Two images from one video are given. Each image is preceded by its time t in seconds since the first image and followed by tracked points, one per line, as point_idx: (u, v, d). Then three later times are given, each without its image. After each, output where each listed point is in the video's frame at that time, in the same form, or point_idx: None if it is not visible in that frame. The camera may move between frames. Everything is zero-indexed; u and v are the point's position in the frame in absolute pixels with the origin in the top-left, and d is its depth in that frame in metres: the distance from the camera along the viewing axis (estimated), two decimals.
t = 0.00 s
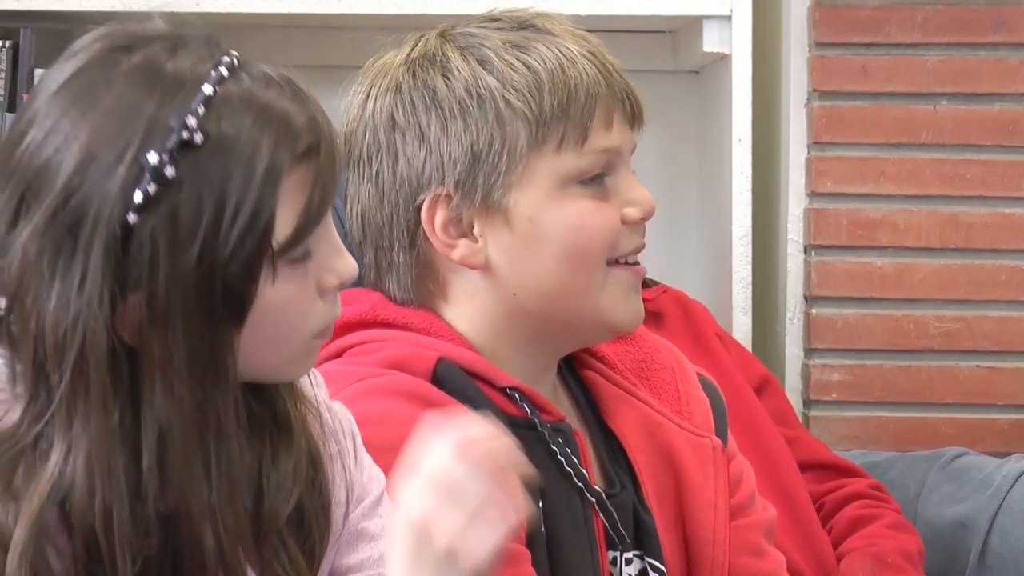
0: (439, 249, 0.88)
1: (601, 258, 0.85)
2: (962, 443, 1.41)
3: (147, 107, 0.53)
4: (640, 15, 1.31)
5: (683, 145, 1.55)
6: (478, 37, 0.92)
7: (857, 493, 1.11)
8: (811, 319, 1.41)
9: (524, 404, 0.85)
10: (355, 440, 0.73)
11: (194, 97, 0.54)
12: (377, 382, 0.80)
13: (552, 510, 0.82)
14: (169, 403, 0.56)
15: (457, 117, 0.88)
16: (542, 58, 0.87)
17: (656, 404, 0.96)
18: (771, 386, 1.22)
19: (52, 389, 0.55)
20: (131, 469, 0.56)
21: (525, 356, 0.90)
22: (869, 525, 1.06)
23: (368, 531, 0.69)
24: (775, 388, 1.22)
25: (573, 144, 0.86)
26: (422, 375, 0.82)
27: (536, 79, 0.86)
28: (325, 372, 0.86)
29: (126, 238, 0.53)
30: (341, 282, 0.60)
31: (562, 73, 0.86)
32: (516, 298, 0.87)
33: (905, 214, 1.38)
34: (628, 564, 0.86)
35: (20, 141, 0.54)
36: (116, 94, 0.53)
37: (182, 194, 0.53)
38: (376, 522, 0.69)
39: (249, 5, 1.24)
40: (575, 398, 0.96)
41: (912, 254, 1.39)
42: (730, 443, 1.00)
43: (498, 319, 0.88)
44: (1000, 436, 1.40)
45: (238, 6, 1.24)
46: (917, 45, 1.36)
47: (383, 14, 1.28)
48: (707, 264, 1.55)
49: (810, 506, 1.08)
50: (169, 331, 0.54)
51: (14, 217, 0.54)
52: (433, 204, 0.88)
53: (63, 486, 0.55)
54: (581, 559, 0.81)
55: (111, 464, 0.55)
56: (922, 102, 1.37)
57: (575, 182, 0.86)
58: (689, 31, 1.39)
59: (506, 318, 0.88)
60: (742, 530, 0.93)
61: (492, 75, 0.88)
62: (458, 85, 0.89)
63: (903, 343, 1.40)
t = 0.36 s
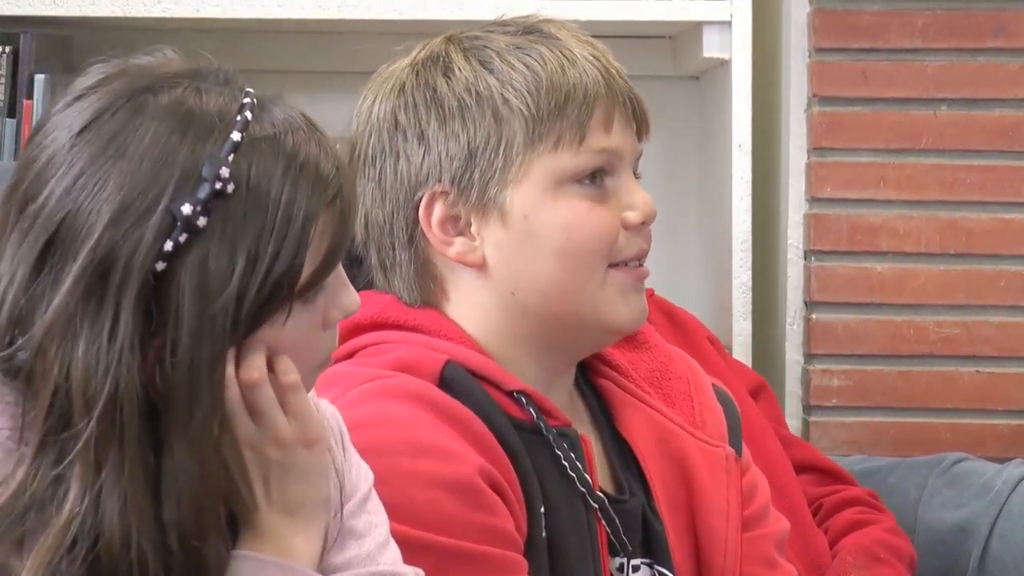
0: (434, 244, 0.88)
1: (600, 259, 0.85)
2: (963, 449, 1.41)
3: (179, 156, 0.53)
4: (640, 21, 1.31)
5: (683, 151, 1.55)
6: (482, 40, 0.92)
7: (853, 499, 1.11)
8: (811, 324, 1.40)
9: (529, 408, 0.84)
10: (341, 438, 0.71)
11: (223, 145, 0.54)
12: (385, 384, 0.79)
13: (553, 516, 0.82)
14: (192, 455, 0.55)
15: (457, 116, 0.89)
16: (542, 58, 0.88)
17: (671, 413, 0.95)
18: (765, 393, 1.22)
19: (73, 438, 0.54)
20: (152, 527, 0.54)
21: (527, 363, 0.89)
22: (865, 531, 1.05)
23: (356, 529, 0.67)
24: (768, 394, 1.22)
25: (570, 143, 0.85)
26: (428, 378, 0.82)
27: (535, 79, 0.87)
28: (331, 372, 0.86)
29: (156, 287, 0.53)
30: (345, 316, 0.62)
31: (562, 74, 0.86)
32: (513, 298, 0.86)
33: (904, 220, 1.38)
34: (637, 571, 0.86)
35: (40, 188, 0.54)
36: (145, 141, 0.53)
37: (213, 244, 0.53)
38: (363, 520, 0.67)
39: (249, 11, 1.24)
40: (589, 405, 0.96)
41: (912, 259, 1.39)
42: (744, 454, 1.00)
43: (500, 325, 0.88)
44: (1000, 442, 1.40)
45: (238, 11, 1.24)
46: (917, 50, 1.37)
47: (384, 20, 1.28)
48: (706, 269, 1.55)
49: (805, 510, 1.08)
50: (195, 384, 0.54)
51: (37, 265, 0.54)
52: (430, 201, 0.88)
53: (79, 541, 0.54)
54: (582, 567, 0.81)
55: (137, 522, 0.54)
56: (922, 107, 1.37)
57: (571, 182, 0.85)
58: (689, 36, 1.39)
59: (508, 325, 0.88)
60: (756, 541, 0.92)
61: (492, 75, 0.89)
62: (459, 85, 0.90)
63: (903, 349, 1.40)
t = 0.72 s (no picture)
0: (453, 247, 0.88)
1: (616, 265, 0.85)
2: (963, 453, 1.41)
3: (169, 160, 0.53)
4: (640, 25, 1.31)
5: (683, 155, 1.55)
6: (502, 45, 0.93)
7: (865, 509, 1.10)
8: (811, 328, 1.40)
9: (528, 407, 0.84)
10: (338, 436, 0.71)
11: (213, 150, 0.54)
12: (380, 382, 0.79)
13: (548, 516, 0.81)
14: (183, 460, 0.54)
15: (478, 120, 0.89)
16: (564, 65, 0.88)
17: (671, 420, 0.95)
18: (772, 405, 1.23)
19: (62, 448, 0.53)
20: (145, 532, 0.54)
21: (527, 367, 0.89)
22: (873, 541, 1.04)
23: (353, 527, 0.66)
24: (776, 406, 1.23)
25: (590, 149, 0.86)
26: (427, 378, 0.82)
27: (557, 84, 0.87)
28: (330, 373, 0.86)
29: (145, 292, 0.52)
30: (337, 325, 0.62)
31: (582, 81, 0.87)
32: (529, 302, 0.86)
33: (904, 224, 1.38)
34: None
35: (30, 194, 0.54)
36: (135, 146, 0.53)
37: (200, 248, 0.53)
38: (360, 517, 0.67)
39: (250, 15, 1.24)
40: (591, 412, 0.96)
41: (912, 263, 1.39)
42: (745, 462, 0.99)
43: (501, 328, 0.88)
44: (1000, 446, 1.40)
45: (239, 15, 1.24)
46: (917, 55, 1.37)
47: (383, 25, 1.28)
48: (705, 273, 1.54)
49: (809, 516, 1.07)
50: (180, 388, 0.53)
51: (28, 271, 0.53)
52: (450, 203, 0.88)
53: (76, 549, 0.54)
54: (579, 565, 0.80)
55: (131, 528, 0.54)
56: (922, 112, 1.37)
57: (592, 188, 0.86)
58: (689, 40, 1.39)
59: (509, 328, 0.87)
60: (754, 549, 0.92)
61: (514, 80, 0.89)
62: (481, 89, 0.90)
63: (903, 353, 1.40)
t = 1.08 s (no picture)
0: (455, 263, 0.87)
1: (617, 266, 0.86)
2: (963, 457, 1.41)
3: (163, 168, 0.53)
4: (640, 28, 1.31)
5: (683, 158, 1.55)
6: (482, 54, 0.91)
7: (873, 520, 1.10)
8: (811, 332, 1.40)
9: (526, 412, 0.84)
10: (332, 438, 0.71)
11: (208, 160, 0.54)
12: (378, 390, 0.79)
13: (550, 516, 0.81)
14: (167, 469, 0.54)
15: (470, 132, 0.87)
16: (550, 70, 0.87)
17: (663, 421, 0.95)
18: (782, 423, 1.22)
19: (52, 453, 0.54)
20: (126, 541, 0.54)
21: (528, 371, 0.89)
22: (882, 551, 1.04)
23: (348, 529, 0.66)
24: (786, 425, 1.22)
25: (583, 155, 0.86)
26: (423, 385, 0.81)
27: (546, 91, 0.86)
28: (326, 385, 0.85)
29: (133, 300, 0.52)
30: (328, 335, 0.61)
31: (571, 86, 0.86)
32: (533, 308, 0.86)
33: (904, 227, 1.38)
34: None
35: (23, 195, 0.54)
36: (129, 152, 0.53)
37: (190, 259, 0.52)
38: (355, 519, 0.66)
39: (250, 19, 1.24)
40: (586, 417, 0.96)
41: (912, 267, 1.39)
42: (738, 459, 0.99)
43: (500, 332, 0.87)
44: (1000, 449, 1.40)
45: (239, 19, 1.24)
46: (917, 58, 1.37)
47: (384, 29, 1.28)
48: (705, 276, 1.54)
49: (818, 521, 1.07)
50: (166, 397, 0.53)
51: (20, 274, 0.53)
52: (449, 219, 0.87)
53: (64, 553, 0.54)
54: (582, 565, 0.80)
55: (116, 534, 0.54)
56: (922, 115, 1.37)
57: (588, 193, 0.86)
58: (689, 44, 1.39)
59: (509, 332, 0.87)
60: (752, 547, 0.92)
61: (501, 88, 0.88)
62: (468, 99, 0.88)
63: (903, 356, 1.40)
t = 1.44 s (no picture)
0: (453, 263, 0.86)
1: (613, 262, 0.86)
2: (962, 460, 1.40)
3: (167, 181, 0.53)
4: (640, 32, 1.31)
5: (683, 162, 1.55)
6: (472, 54, 0.91)
7: (870, 522, 1.10)
8: (811, 335, 1.40)
9: (517, 409, 0.83)
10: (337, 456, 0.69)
11: (210, 173, 0.54)
12: (369, 384, 0.79)
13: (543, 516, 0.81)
14: (173, 483, 0.54)
15: (465, 132, 0.87)
16: (542, 69, 0.87)
17: (655, 424, 0.95)
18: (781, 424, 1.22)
19: (52, 466, 0.54)
20: (128, 553, 0.55)
21: (526, 375, 0.89)
22: (882, 554, 1.03)
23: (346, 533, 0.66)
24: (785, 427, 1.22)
25: (578, 151, 0.86)
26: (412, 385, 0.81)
27: (539, 90, 0.86)
28: (319, 381, 0.84)
29: (135, 313, 0.52)
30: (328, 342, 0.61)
31: (563, 84, 0.87)
32: (530, 307, 0.86)
33: (904, 231, 1.38)
34: None
35: (25, 206, 0.53)
36: (133, 165, 0.53)
37: (193, 273, 0.53)
38: (353, 523, 0.66)
39: (250, 22, 1.24)
40: (579, 420, 0.96)
41: (912, 270, 1.39)
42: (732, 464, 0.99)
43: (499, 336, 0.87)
44: (1000, 453, 1.40)
45: (239, 23, 1.24)
46: (917, 61, 1.37)
47: (384, 32, 1.28)
48: (704, 279, 1.54)
49: (817, 524, 1.07)
50: (172, 414, 0.53)
51: (21, 286, 0.53)
52: (446, 220, 0.87)
53: (63, 565, 0.54)
54: (576, 565, 0.80)
55: (114, 545, 0.54)
56: (922, 118, 1.37)
57: (584, 189, 0.87)
58: (690, 47, 1.39)
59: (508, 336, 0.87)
60: (746, 553, 0.91)
61: (494, 88, 0.87)
62: (462, 99, 0.88)
63: (903, 360, 1.39)
